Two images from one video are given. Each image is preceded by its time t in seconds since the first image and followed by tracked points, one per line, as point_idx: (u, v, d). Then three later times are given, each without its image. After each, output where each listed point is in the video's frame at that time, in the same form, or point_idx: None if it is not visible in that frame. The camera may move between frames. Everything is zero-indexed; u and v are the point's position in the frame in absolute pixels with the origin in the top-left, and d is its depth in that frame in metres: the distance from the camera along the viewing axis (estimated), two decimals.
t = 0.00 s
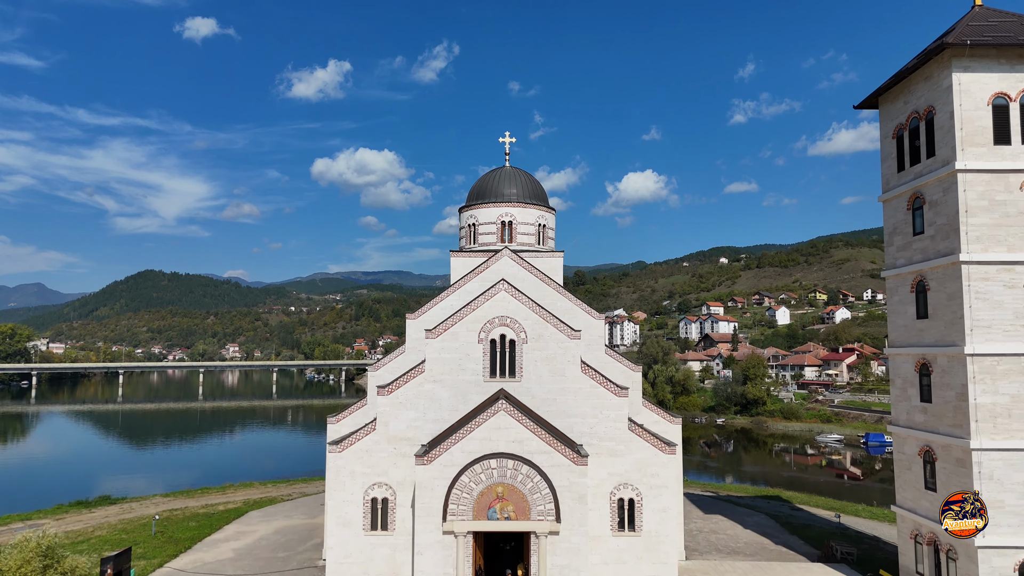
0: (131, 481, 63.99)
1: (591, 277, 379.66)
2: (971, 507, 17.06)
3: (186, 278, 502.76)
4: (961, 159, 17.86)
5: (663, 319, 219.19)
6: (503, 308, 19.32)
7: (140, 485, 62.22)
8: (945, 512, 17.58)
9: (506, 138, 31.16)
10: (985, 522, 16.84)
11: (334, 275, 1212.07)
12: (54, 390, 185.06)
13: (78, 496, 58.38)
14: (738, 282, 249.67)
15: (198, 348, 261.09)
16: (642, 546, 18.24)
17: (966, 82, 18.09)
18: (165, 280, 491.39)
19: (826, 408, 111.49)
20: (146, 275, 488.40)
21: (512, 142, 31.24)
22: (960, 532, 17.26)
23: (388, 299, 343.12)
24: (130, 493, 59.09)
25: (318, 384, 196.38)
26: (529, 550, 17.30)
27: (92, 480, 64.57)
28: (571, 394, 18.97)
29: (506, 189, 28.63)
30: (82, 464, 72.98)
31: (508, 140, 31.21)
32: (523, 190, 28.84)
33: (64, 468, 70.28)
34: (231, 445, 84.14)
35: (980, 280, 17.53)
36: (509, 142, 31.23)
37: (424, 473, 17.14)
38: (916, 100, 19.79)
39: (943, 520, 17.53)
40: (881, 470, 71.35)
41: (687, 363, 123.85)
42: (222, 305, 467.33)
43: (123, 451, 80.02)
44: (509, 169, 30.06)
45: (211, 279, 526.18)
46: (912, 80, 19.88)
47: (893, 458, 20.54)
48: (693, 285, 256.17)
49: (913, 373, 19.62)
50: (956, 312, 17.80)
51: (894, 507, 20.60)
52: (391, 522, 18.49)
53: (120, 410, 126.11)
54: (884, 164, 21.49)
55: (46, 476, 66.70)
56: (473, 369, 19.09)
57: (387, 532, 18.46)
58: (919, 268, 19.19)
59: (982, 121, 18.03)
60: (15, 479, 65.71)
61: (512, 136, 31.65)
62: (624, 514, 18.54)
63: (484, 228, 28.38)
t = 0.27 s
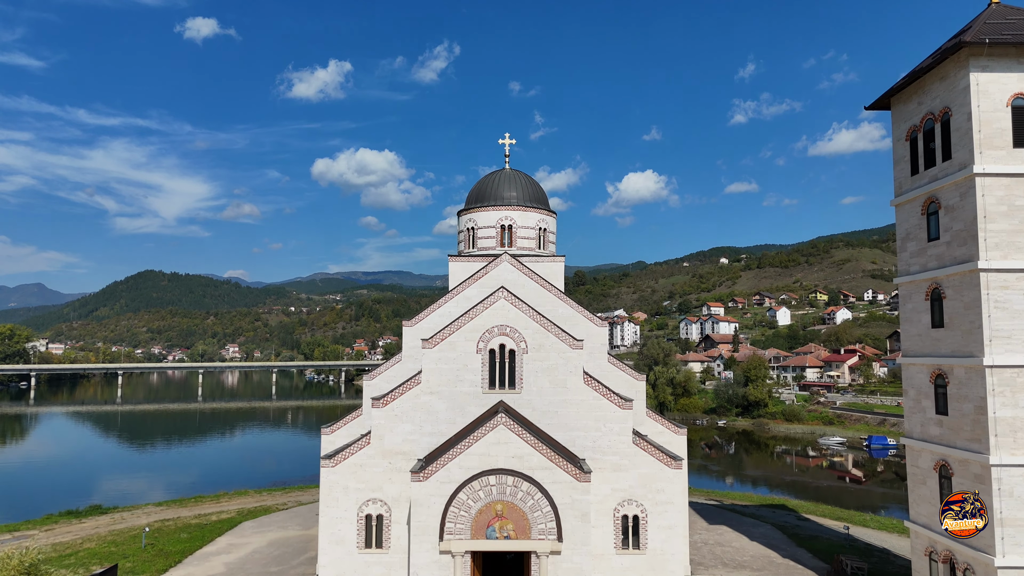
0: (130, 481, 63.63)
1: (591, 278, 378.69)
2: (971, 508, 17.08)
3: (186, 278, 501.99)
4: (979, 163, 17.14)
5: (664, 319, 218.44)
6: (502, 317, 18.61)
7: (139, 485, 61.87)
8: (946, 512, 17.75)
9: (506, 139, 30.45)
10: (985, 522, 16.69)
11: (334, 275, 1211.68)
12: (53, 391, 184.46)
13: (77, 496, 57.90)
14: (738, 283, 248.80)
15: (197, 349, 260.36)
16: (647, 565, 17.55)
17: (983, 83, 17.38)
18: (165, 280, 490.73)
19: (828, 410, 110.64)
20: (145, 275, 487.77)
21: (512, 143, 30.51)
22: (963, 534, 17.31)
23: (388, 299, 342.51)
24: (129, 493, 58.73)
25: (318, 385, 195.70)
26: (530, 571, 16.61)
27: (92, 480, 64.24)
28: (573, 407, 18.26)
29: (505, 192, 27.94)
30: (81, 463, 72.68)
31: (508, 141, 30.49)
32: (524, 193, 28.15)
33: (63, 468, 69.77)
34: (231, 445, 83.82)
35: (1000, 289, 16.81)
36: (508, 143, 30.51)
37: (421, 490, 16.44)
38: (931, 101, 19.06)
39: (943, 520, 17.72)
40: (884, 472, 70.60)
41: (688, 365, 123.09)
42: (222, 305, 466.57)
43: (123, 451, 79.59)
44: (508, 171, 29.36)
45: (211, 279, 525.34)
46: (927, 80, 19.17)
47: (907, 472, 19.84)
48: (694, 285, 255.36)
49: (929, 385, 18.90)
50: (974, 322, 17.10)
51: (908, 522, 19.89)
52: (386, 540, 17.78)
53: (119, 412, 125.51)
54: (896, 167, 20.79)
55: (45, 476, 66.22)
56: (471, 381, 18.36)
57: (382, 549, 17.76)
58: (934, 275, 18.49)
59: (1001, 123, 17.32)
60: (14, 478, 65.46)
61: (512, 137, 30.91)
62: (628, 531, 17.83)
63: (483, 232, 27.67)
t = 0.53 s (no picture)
0: (130, 481, 63.14)
1: (591, 278, 377.98)
2: (971, 507, 17.10)
3: (186, 278, 501.42)
4: (998, 166, 16.41)
5: (664, 320, 217.74)
6: (501, 326, 17.86)
7: (138, 485, 61.37)
8: (946, 511, 17.74)
9: (506, 141, 29.71)
10: (985, 521, 16.76)
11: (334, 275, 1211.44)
12: (52, 392, 183.62)
13: (75, 496, 57.38)
14: (738, 283, 248.11)
15: (197, 350, 259.65)
16: None
17: (1002, 83, 16.63)
18: (165, 281, 490.28)
19: (830, 412, 109.71)
20: (146, 275, 487.35)
21: (512, 145, 29.78)
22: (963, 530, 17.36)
23: (388, 300, 342.03)
24: (128, 493, 58.23)
25: (317, 386, 195.02)
26: None
27: (91, 480, 63.64)
28: (575, 420, 17.56)
29: (505, 195, 27.23)
30: (81, 463, 72.21)
31: (508, 143, 29.75)
32: (524, 196, 27.45)
33: (63, 468, 69.34)
34: (231, 445, 83.40)
35: (1020, 298, 16.07)
36: (509, 145, 29.76)
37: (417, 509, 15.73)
38: (946, 101, 18.30)
39: (944, 519, 17.73)
40: (886, 475, 69.83)
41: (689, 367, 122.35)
42: (221, 306, 465.80)
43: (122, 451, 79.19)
44: (508, 174, 28.64)
45: (211, 280, 524.60)
46: (942, 80, 18.42)
47: (922, 487, 19.11)
48: (694, 286, 254.71)
49: (946, 397, 18.16)
50: (991, 332, 16.39)
51: (922, 539, 19.22)
52: (379, 559, 17.11)
53: (118, 413, 124.72)
54: (909, 171, 20.05)
55: (44, 476, 65.70)
56: (469, 393, 17.65)
57: (376, 568, 17.07)
58: (951, 283, 17.75)
59: (1022, 125, 16.55)
60: (14, 478, 64.95)
61: (512, 139, 30.19)
62: (632, 549, 17.11)
63: (482, 236, 26.95)
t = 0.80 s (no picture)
0: (130, 481, 62.65)
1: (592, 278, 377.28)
2: (971, 507, 17.02)
3: (185, 278, 500.57)
4: (1020, 170, 15.69)
5: (665, 320, 216.95)
6: (501, 336, 17.16)
7: (139, 485, 60.86)
8: (946, 513, 17.66)
9: (505, 143, 29.04)
10: (985, 521, 16.73)
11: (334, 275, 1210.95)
12: (50, 393, 182.80)
13: (75, 497, 56.88)
14: (739, 283, 247.28)
15: (197, 350, 258.95)
16: None
17: None
18: (165, 281, 489.53)
19: (832, 414, 108.88)
20: (145, 275, 486.69)
21: (512, 148, 29.09)
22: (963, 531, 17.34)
23: (388, 300, 341.08)
24: (128, 493, 57.73)
25: (317, 387, 194.19)
26: None
27: (91, 480, 63.13)
28: (577, 435, 16.84)
29: (505, 198, 26.54)
30: (81, 463, 71.71)
31: (508, 144, 29.05)
32: (524, 199, 26.76)
33: (63, 469, 68.82)
34: (231, 445, 83.01)
35: None
36: (508, 147, 29.07)
37: (412, 529, 15.03)
38: (965, 102, 17.55)
39: (944, 520, 17.65)
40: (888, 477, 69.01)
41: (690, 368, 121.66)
42: (221, 306, 465.11)
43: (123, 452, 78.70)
44: (509, 177, 27.94)
45: (211, 279, 523.72)
46: (960, 79, 17.67)
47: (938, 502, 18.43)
48: (695, 286, 253.89)
49: (964, 410, 17.45)
50: (1014, 344, 15.67)
51: (938, 556, 18.53)
52: None
53: (117, 414, 124.08)
54: (924, 174, 19.35)
55: (44, 476, 65.23)
56: (467, 407, 16.95)
57: None
58: (969, 292, 17.04)
59: None
60: (14, 479, 64.41)
61: (512, 141, 29.49)
62: (637, 568, 16.42)
63: (481, 240, 26.24)
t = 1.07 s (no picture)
0: (130, 481, 61.85)
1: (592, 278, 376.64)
2: (971, 507, 16.74)
3: (185, 279, 500.05)
4: None
5: (665, 321, 216.26)
6: (500, 347, 16.45)
7: (139, 486, 60.03)
8: (944, 512, 17.15)
9: (505, 144, 28.31)
10: (985, 521, 16.55)
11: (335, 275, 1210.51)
12: (49, 394, 182.21)
13: (76, 497, 56.27)
14: (740, 284, 246.61)
15: (197, 350, 258.38)
16: None
17: None
18: (165, 281, 488.94)
19: (834, 417, 108.05)
20: (146, 276, 486.35)
21: (512, 149, 28.35)
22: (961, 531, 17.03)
23: (388, 300, 340.38)
24: (129, 494, 56.89)
25: (316, 388, 193.63)
26: None
27: (91, 480, 62.49)
28: (580, 450, 16.12)
29: (504, 201, 25.83)
30: (81, 464, 71.06)
31: (508, 146, 28.35)
32: (525, 202, 26.05)
33: (62, 469, 68.19)
34: (232, 445, 82.38)
35: None
36: (508, 148, 28.36)
37: (407, 550, 14.34)
38: (983, 102, 16.84)
39: (943, 520, 17.08)
40: (890, 478, 68.11)
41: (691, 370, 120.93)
42: (221, 306, 464.61)
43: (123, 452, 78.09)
44: (508, 179, 27.23)
45: (210, 280, 523.12)
46: (978, 78, 16.97)
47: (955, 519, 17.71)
48: (695, 287, 253.21)
49: (983, 424, 16.73)
50: None
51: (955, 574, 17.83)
52: None
53: (117, 415, 123.48)
54: (939, 177, 18.65)
55: (43, 476, 64.62)
56: (464, 421, 16.23)
57: None
58: (989, 301, 16.32)
59: None
60: (13, 480, 63.56)
61: (512, 142, 28.74)
62: None
63: (480, 245, 25.54)
